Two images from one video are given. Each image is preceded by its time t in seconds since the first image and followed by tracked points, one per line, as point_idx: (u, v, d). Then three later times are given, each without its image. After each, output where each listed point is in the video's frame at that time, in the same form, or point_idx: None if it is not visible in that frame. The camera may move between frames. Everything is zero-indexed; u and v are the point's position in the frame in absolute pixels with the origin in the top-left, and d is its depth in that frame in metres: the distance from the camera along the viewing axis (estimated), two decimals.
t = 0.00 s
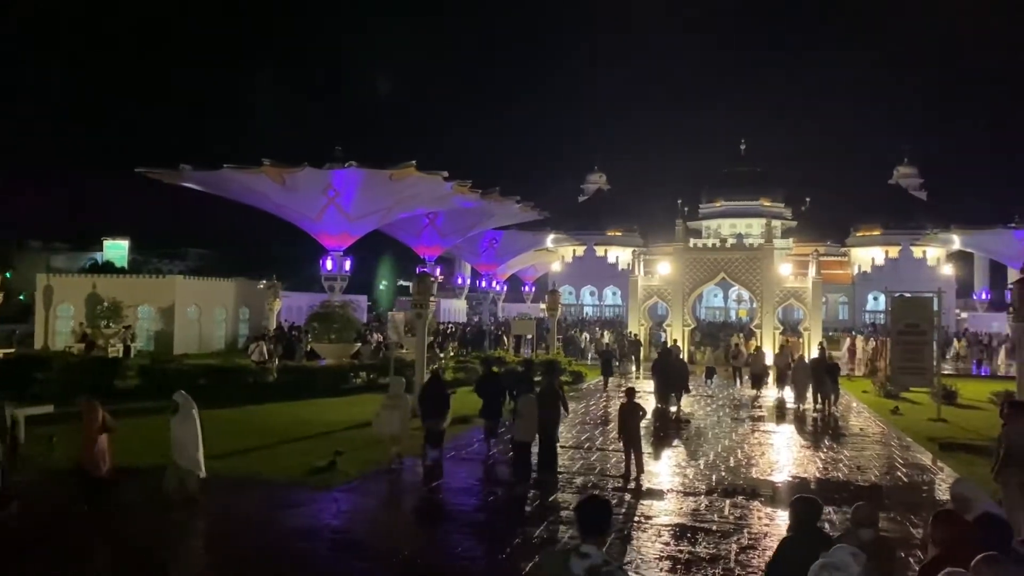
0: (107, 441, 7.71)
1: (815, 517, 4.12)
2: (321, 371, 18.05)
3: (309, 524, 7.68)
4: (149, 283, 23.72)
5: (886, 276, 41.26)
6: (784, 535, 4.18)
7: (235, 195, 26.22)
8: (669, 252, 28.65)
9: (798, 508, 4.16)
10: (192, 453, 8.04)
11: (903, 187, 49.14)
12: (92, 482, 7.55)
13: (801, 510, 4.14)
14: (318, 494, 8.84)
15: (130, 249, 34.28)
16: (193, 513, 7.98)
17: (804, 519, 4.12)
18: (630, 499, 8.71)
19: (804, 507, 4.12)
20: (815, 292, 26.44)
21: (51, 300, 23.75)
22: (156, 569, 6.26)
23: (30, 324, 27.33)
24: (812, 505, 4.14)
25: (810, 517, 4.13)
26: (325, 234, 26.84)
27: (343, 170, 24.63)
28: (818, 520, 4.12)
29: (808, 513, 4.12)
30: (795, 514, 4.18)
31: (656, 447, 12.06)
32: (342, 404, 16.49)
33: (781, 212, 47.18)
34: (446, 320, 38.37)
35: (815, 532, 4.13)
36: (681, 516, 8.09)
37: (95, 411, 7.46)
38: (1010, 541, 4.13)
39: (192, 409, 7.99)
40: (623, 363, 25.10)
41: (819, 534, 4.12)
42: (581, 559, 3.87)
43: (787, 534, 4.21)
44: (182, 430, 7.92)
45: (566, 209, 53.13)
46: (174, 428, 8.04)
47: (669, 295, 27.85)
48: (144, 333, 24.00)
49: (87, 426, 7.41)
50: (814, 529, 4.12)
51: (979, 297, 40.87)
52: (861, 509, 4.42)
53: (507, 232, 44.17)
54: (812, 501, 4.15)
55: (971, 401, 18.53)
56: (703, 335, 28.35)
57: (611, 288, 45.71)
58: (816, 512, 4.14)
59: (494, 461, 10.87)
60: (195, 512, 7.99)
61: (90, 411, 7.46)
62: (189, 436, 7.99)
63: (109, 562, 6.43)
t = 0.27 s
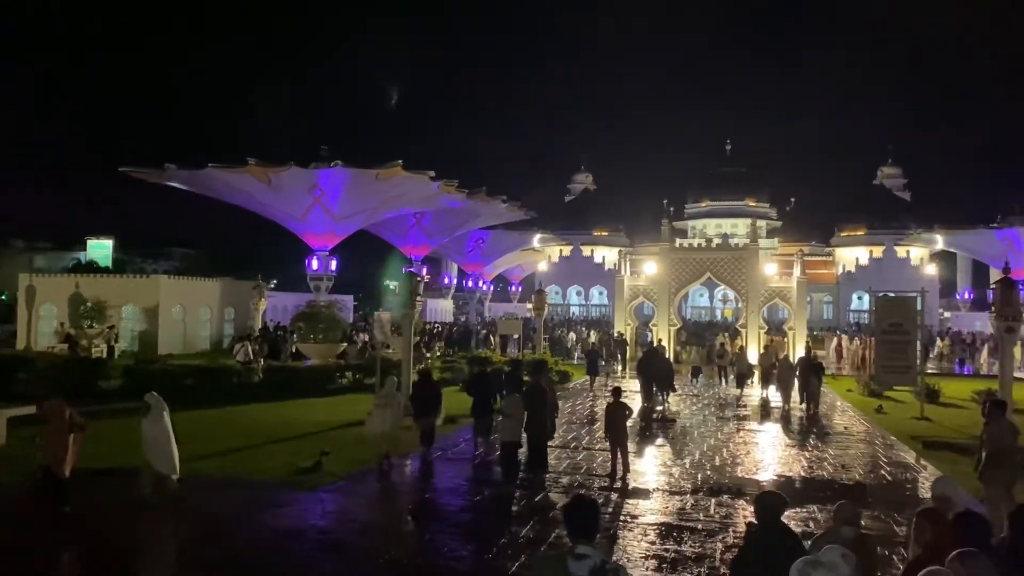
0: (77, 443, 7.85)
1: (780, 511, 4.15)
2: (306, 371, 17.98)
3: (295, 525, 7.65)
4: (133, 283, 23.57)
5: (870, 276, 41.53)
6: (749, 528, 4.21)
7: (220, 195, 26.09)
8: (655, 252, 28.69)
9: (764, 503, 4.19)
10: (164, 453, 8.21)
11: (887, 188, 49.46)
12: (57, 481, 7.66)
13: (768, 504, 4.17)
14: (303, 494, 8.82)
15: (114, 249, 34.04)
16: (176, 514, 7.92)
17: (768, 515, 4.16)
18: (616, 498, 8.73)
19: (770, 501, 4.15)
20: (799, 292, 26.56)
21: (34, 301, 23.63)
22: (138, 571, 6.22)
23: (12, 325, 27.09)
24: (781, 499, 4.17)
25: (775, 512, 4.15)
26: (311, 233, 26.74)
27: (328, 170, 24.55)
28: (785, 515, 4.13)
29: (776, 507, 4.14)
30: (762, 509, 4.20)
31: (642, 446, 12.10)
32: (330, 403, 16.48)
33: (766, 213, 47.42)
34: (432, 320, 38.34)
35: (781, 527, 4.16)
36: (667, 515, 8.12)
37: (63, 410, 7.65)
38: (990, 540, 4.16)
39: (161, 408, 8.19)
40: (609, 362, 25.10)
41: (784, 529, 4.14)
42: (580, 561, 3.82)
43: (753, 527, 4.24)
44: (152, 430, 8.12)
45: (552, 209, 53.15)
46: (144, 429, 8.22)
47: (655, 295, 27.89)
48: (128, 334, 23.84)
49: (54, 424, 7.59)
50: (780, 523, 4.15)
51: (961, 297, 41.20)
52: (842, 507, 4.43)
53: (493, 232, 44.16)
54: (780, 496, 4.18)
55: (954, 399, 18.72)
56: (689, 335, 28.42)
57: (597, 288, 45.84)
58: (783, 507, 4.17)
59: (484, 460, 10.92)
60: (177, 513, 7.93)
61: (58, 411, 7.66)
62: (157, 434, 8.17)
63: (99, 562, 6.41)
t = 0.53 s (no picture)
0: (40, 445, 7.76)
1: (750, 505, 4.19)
2: (291, 371, 17.92)
3: (279, 525, 7.63)
4: (116, 283, 23.41)
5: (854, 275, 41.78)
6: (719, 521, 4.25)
7: (204, 194, 25.95)
8: (641, 252, 28.78)
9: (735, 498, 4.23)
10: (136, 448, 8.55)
11: (870, 187, 49.79)
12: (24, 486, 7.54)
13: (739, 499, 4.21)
14: (288, 495, 8.78)
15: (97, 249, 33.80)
16: (158, 515, 7.85)
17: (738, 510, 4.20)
18: (601, 498, 8.74)
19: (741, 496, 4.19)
20: (783, 291, 26.70)
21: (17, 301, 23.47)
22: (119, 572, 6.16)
23: None
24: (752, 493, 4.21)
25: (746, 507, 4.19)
26: (296, 233, 26.64)
27: (314, 169, 24.48)
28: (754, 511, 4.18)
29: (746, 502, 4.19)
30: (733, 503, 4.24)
31: (627, 445, 12.13)
32: (316, 403, 16.46)
33: (750, 212, 47.64)
34: (419, 320, 38.31)
35: (750, 520, 4.21)
36: (652, 514, 8.14)
37: (29, 412, 7.55)
38: (968, 536, 4.21)
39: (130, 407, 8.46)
40: (595, 361, 25.13)
41: (755, 524, 4.18)
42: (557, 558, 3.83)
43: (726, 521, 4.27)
44: (124, 429, 8.42)
45: (539, 209, 53.18)
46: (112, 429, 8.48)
47: (641, 295, 27.96)
48: (112, 334, 23.68)
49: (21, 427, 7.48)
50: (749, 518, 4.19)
51: (944, 296, 41.54)
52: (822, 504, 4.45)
53: (480, 231, 44.16)
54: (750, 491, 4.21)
55: (937, 398, 18.90)
56: (674, 335, 28.51)
57: (583, 287, 45.91)
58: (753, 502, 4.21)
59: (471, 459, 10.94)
60: (160, 515, 7.86)
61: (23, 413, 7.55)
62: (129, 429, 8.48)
63: (85, 563, 6.39)
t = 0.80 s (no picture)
0: None
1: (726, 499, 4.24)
2: (278, 372, 17.83)
3: (265, 526, 7.59)
4: (100, 282, 23.22)
5: (838, 275, 42.03)
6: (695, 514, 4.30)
7: (188, 194, 25.80)
8: (627, 252, 28.86)
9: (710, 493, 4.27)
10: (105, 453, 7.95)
11: (854, 188, 50.11)
12: None
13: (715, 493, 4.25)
14: (274, 496, 8.74)
15: (79, 249, 33.53)
16: (139, 516, 7.80)
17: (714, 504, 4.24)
18: (587, 497, 8.76)
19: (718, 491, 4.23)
20: (767, 291, 26.81)
21: None
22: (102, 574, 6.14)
23: None
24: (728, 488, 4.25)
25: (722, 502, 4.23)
26: (281, 233, 26.55)
27: (299, 169, 24.39)
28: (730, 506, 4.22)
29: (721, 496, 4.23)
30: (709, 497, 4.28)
31: (613, 444, 12.18)
32: (303, 403, 16.42)
33: (735, 212, 47.83)
34: (404, 320, 38.25)
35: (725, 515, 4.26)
36: (638, 513, 8.17)
37: None
38: (946, 531, 4.29)
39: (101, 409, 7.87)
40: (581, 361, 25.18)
41: (729, 520, 4.23)
42: (523, 556, 3.96)
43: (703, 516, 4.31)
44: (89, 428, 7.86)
45: (525, 209, 53.18)
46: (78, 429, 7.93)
47: (627, 295, 28.02)
48: (94, 334, 23.44)
49: None
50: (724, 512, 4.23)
51: (926, 295, 41.88)
52: (803, 500, 4.48)
53: (466, 231, 44.11)
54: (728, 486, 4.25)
55: (919, 396, 19.07)
56: (659, 334, 28.60)
57: (569, 287, 45.96)
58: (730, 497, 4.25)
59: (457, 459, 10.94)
60: (141, 516, 7.81)
61: None
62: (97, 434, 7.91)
63: (73, 564, 6.37)
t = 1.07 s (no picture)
0: None
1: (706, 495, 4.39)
2: (262, 372, 17.77)
3: (251, 527, 7.56)
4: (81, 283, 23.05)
5: (821, 275, 42.28)
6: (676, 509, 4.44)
7: (171, 193, 25.61)
8: (612, 251, 28.91)
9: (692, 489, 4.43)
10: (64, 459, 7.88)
11: (837, 188, 50.43)
12: None
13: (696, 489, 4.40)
14: (257, 497, 8.67)
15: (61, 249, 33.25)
16: (121, 518, 7.74)
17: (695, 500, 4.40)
18: (572, 497, 8.77)
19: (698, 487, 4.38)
20: (751, 291, 26.93)
21: None
22: None
23: None
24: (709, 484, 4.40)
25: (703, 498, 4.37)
26: (265, 233, 26.42)
27: (282, 168, 24.27)
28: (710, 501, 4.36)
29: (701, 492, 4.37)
30: (692, 494, 4.45)
31: (598, 443, 12.21)
32: (288, 404, 16.37)
33: (720, 212, 48.04)
34: (390, 320, 38.20)
35: (703, 510, 4.40)
36: (622, 512, 8.18)
37: None
38: (927, 528, 4.31)
39: (66, 413, 7.79)
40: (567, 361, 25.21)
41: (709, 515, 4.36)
42: (494, 553, 4.32)
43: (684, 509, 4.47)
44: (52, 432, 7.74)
45: (510, 209, 53.17)
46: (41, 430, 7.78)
47: (612, 295, 28.07)
48: (76, 334, 23.32)
49: None
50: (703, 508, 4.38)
51: (909, 295, 42.22)
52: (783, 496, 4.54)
53: (451, 231, 44.07)
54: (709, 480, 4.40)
55: (901, 395, 19.20)
56: (644, 334, 28.66)
57: (555, 287, 46.04)
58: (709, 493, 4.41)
59: (443, 459, 10.94)
60: (123, 518, 7.75)
61: None
62: (59, 437, 7.81)
63: (54, 565, 6.37)
